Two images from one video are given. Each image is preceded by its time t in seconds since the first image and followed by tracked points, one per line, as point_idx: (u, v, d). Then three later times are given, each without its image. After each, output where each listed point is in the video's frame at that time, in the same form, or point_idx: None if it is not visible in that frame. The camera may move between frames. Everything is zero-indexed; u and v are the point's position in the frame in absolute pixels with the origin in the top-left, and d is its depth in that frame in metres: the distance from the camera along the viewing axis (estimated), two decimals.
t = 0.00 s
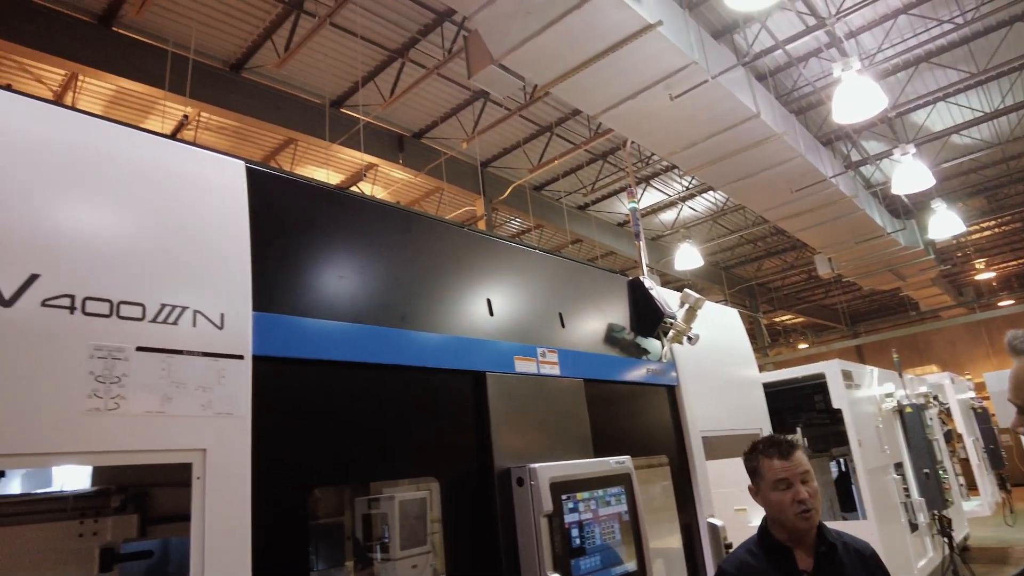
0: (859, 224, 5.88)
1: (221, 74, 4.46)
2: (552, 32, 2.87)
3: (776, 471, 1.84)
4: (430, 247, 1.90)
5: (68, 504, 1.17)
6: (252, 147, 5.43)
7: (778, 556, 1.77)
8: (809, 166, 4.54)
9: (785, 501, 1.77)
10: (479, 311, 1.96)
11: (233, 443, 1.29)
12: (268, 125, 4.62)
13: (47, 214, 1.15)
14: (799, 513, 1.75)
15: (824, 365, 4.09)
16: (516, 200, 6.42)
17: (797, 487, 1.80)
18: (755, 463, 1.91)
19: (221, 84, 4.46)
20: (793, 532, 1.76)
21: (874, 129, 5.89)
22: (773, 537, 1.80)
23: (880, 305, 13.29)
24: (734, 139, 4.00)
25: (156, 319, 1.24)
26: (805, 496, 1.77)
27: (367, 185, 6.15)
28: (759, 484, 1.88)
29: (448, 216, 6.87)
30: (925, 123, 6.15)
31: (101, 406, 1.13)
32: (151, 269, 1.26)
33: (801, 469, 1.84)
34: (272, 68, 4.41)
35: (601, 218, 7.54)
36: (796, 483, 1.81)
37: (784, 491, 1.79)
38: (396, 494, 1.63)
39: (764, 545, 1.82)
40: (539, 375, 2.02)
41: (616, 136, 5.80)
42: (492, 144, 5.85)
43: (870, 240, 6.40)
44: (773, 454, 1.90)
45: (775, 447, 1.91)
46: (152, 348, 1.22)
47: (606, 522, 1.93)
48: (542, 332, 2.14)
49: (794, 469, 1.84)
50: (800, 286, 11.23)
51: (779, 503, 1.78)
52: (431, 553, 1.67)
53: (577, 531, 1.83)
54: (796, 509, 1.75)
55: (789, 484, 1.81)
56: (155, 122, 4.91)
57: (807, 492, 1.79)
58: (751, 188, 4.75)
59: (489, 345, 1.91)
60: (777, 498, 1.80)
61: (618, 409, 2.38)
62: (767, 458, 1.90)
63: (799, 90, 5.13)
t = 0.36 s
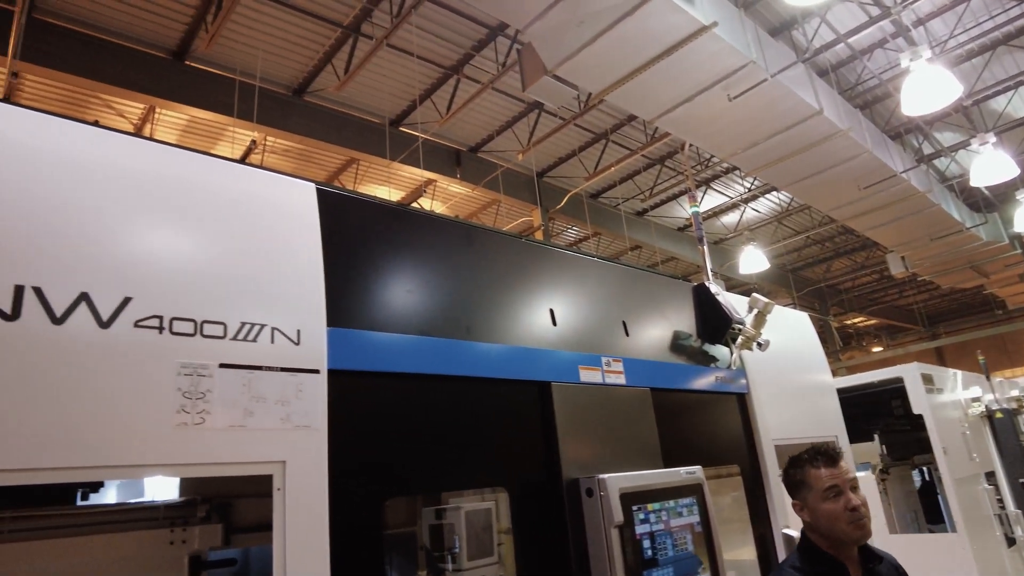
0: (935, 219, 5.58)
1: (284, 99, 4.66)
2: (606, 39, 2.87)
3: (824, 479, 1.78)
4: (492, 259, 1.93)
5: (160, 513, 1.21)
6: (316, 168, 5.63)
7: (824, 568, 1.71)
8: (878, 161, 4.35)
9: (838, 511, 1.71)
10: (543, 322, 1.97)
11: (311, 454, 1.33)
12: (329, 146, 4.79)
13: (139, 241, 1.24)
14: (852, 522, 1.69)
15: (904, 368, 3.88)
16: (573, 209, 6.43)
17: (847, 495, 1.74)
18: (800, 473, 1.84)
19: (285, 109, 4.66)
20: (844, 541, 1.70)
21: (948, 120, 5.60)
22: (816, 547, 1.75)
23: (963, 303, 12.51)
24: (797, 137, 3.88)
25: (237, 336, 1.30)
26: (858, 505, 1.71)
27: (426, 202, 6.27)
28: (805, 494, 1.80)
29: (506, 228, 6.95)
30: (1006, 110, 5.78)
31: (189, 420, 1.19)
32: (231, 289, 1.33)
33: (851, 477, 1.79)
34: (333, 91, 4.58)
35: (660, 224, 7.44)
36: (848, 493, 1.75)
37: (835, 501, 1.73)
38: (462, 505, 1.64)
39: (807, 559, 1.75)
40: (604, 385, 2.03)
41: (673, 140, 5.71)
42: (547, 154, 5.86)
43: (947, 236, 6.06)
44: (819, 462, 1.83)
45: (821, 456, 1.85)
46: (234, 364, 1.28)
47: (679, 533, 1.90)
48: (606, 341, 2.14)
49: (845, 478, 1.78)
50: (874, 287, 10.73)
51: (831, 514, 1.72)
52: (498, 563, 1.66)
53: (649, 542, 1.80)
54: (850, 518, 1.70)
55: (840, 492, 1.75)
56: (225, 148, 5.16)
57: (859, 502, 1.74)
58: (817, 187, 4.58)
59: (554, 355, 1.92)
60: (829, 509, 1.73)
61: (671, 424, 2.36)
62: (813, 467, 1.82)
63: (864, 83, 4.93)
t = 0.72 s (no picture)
0: (1012, 211, 5.26)
1: (339, 117, 4.80)
2: (655, 41, 2.84)
3: (891, 494, 1.69)
4: (549, 267, 1.93)
5: (235, 521, 1.22)
6: (372, 184, 5.78)
7: None
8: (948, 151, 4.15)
9: (903, 527, 1.63)
10: (602, 329, 1.96)
11: (377, 464, 1.36)
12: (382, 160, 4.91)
13: (211, 263, 1.31)
14: (918, 541, 1.62)
15: (983, 370, 3.70)
16: (628, 214, 6.38)
17: (916, 512, 1.66)
18: (865, 483, 1.75)
19: (341, 127, 4.81)
20: (906, 560, 1.63)
21: None
22: (875, 561, 1.67)
23: None
24: (859, 132, 3.74)
25: (305, 349, 1.35)
26: (925, 523, 1.63)
27: (479, 212, 6.36)
28: (868, 506, 1.72)
29: (559, 235, 6.97)
30: None
31: (262, 432, 1.24)
32: (297, 304, 1.38)
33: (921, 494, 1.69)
34: (386, 107, 4.71)
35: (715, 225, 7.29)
36: (916, 510, 1.66)
37: (901, 517, 1.65)
38: (522, 515, 1.66)
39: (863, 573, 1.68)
40: (665, 393, 2.00)
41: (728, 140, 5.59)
42: (598, 159, 5.84)
43: None
44: (885, 474, 1.74)
45: (891, 468, 1.75)
46: (303, 377, 1.32)
47: (746, 541, 1.84)
48: (667, 347, 2.12)
49: (915, 494, 1.68)
50: (948, 285, 10.20)
51: (896, 530, 1.64)
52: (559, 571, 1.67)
53: (716, 551, 1.76)
54: (915, 537, 1.62)
55: (907, 508, 1.66)
56: (286, 167, 5.36)
57: (927, 521, 1.65)
58: (881, 182, 4.40)
59: (612, 362, 1.91)
60: (893, 524, 1.65)
61: (739, 425, 2.31)
62: (880, 480, 1.73)
63: (930, 71, 4.72)
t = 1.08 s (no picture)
0: None
1: (383, 130, 4.90)
2: (697, 40, 2.81)
3: (959, 491, 1.62)
4: (595, 271, 1.92)
5: (294, 526, 1.33)
6: (416, 194, 5.88)
7: None
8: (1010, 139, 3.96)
9: (970, 526, 1.56)
10: (651, 333, 1.94)
11: (430, 469, 1.38)
12: (425, 171, 5.00)
13: (268, 275, 1.35)
14: (987, 541, 1.54)
15: None
16: (673, 216, 6.33)
17: (986, 511, 1.58)
18: (932, 480, 1.69)
19: (385, 139, 4.91)
20: (974, 562, 1.55)
21: None
22: (942, 566, 1.59)
23: None
24: (913, 123, 3.60)
25: (359, 357, 1.38)
26: (996, 522, 1.55)
27: (522, 218, 6.39)
28: (934, 503, 1.65)
29: (603, 239, 6.95)
30: None
31: (319, 438, 1.27)
32: (350, 313, 1.41)
33: (993, 494, 1.61)
34: (428, 119, 4.79)
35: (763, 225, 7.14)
36: (986, 509, 1.58)
37: (969, 515, 1.57)
38: (572, 521, 1.65)
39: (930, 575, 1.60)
40: (716, 397, 1.98)
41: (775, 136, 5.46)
42: (640, 161, 5.80)
43: None
44: (954, 472, 1.67)
45: (960, 466, 1.68)
46: (358, 385, 1.36)
47: (805, 547, 1.79)
48: (718, 350, 2.08)
49: (986, 493, 1.61)
50: (1016, 281, 9.70)
51: (962, 528, 1.56)
52: None
53: (773, 556, 1.72)
54: (984, 536, 1.54)
55: (976, 506, 1.59)
56: (333, 181, 5.50)
57: (999, 521, 1.56)
58: (939, 175, 4.22)
59: (662, 365, 1.89)
60: (959, 522, 1.58)
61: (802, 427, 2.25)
62: (947, 477, 1.67)
63: (987, 57, 4.51)
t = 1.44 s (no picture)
0: None
1: (418, 137, 4.97)
2: (732, 36, 2.78)
3: None
4: (633, 273, 1.91)
5: (341, 528, 1.36)
6: (452, 200, 5.94)
7: None
8: None
9: None
10: (692, 334, 1.92)
11: (474, 471, 1.39)
12: (459, 176, 5.05)
13: (312, 283, 1.39)
14: None
15: None
16: (711, 214, 6.25)
17: None
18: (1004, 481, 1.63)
19: (421, 146, 4.97)
20: None
21: None
22: (1003, 566, 1.59)
23: None
24: (961, 113, 3.48)
25: (403, 361, 1.41)
26: None
27: (557, 221, 6.40)
28: (1005, 505, 1.61)
29: (639, 239, 6.91)
30: None
31: (366, 442, 1.30)
32: (393, 318, 1.44)
33: None
34: (463, 124, 4.84)
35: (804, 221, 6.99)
36: None
37: None
38: (613, 525, 1.65)
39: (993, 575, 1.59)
40: (760, 398, 1.95)
41: (815, 131, 5.33)
42: (676, 160, 5.74)
43: None
44: None
45: None
46: (402, 389, 1.38)
47: (854, 550, 1.74)
48: (761, 350, 2.05)
49: None
50: None
51: None
52: None
53: (821, 559, 1.68)
54: None
55: None
56: (371, 188, 5.60)
57: None
58: (989, 165, 4.07)
59: (703, 366, 1.87)
60: None
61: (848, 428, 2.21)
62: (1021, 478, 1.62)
63: None
